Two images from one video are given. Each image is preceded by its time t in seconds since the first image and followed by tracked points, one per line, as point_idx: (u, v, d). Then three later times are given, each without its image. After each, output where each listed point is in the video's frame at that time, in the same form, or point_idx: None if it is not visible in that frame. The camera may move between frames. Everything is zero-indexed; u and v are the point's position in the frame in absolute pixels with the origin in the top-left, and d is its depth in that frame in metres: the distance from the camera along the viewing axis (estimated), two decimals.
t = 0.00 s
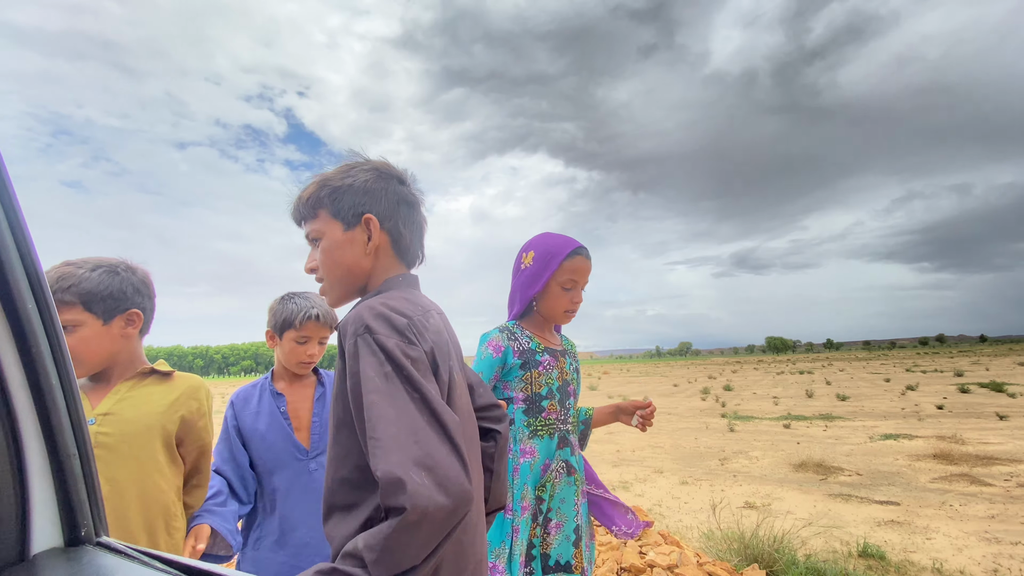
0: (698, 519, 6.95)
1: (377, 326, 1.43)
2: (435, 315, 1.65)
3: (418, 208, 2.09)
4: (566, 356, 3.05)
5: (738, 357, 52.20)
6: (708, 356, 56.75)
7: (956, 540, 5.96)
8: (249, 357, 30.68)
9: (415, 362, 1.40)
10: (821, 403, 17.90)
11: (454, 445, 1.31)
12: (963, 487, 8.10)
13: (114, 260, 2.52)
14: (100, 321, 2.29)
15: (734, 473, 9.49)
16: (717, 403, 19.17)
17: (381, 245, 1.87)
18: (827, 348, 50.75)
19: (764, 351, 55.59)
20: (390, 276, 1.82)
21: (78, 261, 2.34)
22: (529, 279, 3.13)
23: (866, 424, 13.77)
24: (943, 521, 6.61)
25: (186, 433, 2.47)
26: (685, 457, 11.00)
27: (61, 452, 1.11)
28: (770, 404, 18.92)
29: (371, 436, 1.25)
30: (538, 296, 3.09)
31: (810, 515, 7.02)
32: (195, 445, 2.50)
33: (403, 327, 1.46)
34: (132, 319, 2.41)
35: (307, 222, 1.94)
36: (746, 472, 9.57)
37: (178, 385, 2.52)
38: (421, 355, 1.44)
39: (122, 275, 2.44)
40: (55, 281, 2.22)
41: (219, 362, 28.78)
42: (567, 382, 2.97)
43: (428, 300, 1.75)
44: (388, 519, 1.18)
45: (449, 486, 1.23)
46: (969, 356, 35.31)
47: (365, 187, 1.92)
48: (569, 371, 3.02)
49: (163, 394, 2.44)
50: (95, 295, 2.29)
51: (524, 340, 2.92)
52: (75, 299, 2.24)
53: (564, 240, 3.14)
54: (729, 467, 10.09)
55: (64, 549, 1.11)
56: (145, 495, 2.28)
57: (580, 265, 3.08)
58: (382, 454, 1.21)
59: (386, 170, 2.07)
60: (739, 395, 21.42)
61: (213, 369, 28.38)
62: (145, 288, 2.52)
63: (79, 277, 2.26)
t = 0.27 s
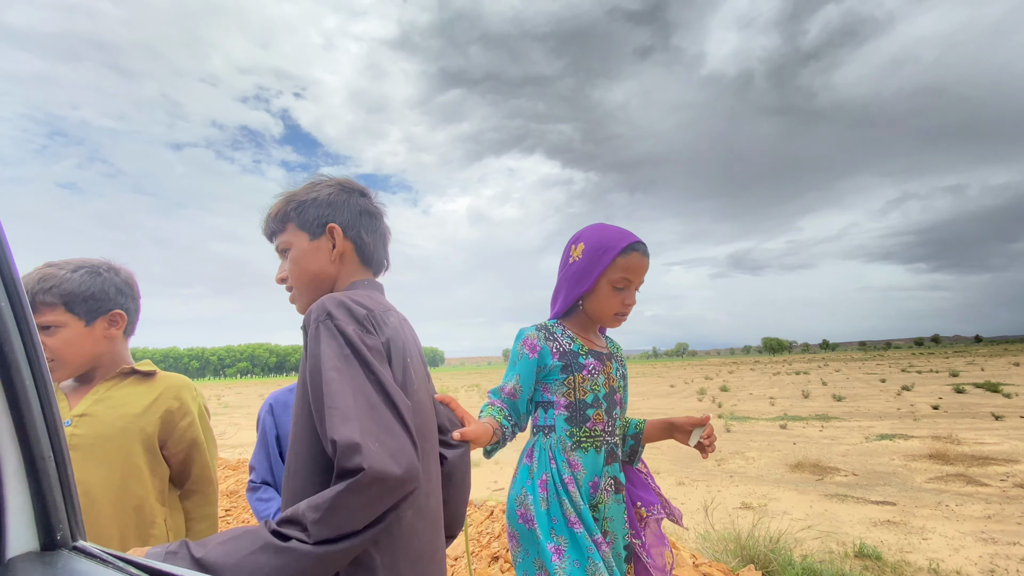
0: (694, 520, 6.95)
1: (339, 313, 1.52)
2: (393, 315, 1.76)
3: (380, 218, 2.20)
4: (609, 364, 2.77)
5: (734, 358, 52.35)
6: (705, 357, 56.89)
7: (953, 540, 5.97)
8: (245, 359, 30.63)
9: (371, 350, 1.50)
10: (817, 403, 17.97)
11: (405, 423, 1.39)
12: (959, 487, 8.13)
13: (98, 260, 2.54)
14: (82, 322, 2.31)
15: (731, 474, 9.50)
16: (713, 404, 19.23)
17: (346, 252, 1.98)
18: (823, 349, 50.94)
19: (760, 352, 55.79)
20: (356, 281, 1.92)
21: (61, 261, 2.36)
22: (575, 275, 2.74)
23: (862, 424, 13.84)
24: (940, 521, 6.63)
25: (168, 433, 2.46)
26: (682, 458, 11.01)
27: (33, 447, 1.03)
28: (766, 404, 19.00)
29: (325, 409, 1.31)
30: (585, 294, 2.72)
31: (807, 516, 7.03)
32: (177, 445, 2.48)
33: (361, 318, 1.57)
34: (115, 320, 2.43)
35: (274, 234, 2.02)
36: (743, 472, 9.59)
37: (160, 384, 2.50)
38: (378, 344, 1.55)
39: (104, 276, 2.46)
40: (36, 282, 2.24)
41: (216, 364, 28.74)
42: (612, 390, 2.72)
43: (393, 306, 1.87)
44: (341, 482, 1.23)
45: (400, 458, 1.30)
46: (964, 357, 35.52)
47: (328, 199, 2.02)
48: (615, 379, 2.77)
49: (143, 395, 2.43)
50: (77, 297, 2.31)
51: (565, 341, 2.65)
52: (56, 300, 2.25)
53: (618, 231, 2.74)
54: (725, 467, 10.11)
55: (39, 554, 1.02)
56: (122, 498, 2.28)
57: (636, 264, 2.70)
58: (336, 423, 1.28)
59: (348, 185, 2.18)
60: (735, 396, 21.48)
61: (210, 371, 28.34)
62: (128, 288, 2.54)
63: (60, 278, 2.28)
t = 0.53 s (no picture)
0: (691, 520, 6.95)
1: (300, 302, 1.63)
2: (360, 308, 1.86)
3: (361, 224, 2.22)
4: (664, 353, 2.32)
5: (731, 358, 52.48)
6: (703, 357, 57.00)
7: (950, 539, 5.99)
8: (241, 361, 30.54)
9: (328, 335, 1.59)
10: (814, 403, 18.02)
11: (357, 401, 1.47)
12: (955, 486, 8.16)
13: (85, 260, 2.55)
14: (66, 321, 2.31)
15: (727, 474, 9.51)
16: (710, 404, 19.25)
17: (325, 252, 1.99)
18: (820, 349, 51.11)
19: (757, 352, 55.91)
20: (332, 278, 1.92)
21: (45, 261, 2.37)
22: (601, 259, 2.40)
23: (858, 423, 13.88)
24: (936, 520, 6.65)
25: (153, 432, 2.44)
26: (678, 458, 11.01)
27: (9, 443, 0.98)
28: (763, 404, 19.04)
29: (276, 384, 1.39)
30: (614, 280, 2.36)
31: (804, 515, 7.03)
32: (164, 444, 2.46)
33: (321, 306, 1.66)
34: (100, 320, 2.43)
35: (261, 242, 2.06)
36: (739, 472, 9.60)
37: (144, 383, 2.48)
38: (338, 330, 1.64)
39: (90, 275, 2.46)
40: (19, 282, 2.25)
41: (211, 366, 28.64)
42: (674, 381, 2.27)
43: (370, 305, 1.96)
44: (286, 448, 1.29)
45: (347, 428, 1.37)
46: (959, 356, 35.71)
47: (309, 206, 2.06)
48: (677, 371, 2.32)
49: (126, 394, 2.41)
50: (62, 296, 2.32)
51: (606, 334, 2.27)
52: (40, 300, 2.26)
53: (640, 203, 2.37)
54: (722, 467, 10.12)
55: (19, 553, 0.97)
56: (105, 497, 2.28)
57: (669, 233, 2.27)
58: (286, 395, 1.35)
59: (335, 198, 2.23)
60: (732, 396, 21.50)
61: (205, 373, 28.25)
62: (115, 288, 2.54)
63: (44, 278, 2.29)
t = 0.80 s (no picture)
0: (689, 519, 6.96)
1: (291, 302, 1.63)
2: (347, 307, 1.87)
3: (339, 226, 2.22)
4: (734, 356, 2.00)
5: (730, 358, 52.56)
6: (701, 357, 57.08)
7: (946, 537, 6.01)
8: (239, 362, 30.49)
9: (317, 334, 1.60)
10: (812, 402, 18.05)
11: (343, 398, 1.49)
12: (952, 484, 8.18)
13: (86, 260, 2.57)
14: (71, 318, 2.32)
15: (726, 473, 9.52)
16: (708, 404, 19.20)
17: (300, 253, 1.99)
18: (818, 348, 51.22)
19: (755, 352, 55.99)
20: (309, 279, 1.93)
21: (50, 260, 2.38)
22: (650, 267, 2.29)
23: (856, 422, 13.90)
24: (933, 518, 6.67)
25: (149, 425, 2.44)
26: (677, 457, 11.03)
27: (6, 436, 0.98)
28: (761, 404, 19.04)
29: (265, 378, 1.39)
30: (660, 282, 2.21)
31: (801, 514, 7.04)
32: (160, 438, 2.45)
33: (310, 306, 1.67)
34: (102, 320, 2.44)
35: (237, 241, 2.05)
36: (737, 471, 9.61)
37: (138, 378, 2.48)
38: (327, 331, 1.66)
39: (94, 275, 2.48)
40: (25, 279, 2.25)
41: (210, 367, 28.61)
42: (746, 393, 1.93)
43: (351, 303, 1.95)
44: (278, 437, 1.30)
45: (337, 421, 1.39)
46: (956, 356, 35.80)
47: (284, 207, 2.05)
48: (753, 379, 1.96)
49: (121, 388, 2.41)
50: (68, 294, 2.33)
51: (669, 343, 2.03)
52: (46, 296, 2.27)
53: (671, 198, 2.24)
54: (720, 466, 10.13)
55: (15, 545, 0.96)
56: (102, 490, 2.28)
57: (695, 214, 2.05)
58: (276, 388, 1.35)
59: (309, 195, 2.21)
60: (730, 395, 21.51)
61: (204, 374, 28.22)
62: (116, 288, 2.56)
63: (52, 276, 2.30)
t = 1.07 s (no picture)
0: (688, 517, 6.97)
1: (272, 305, 1.62)
2: (328, 307, 1.87)
3: (318, 222, 2.23)
4: (807, 351, 1.92)
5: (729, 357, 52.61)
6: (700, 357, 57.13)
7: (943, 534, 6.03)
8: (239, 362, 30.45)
9: (301, 336, 1.60)
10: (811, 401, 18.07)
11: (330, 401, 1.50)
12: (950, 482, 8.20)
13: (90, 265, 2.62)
14: (82, 319, 2.38)
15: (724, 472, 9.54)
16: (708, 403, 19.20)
17: (280, 253, 1.99)
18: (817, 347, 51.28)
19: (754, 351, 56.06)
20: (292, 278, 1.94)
21: (60, 263, 2.43)
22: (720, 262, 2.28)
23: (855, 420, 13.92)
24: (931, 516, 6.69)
25: (149, 425, 2.44)
26: (676, 456, 11.04)
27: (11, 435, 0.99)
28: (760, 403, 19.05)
29: (253, 381, 1.38)
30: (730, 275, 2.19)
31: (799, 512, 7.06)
32: (160, 437, 2.46)
33: (292, 307, 1.67)
34: (107, 322, 2.51)
35: (214, 237, 2.04)
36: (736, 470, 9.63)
37: (137, 378, 2.49)
38: (309, 332, 1.65)
39: (101, 278, 2.55)
40: (41, 279, 2.31)
41: (209, 368, 28.57)
42: (821, 390, 1.85)
43: (333, 299, 1.97)
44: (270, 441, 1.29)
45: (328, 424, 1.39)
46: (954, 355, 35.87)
47: (261, 204, 2.04)
48: (830, 374, 1.86)
49: (120, 388, 2.41)
50: (81, 295, 2.39)
51: (739, 343, 2.05)
52: (62, 297, 2.32)
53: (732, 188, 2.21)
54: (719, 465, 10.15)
55: (19, 543, 0.98)
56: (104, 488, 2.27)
57: (741, 204, 2.03)
58: (265, 392, 1.34)
59: (283, 189, 2.19)
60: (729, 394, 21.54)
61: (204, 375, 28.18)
62: (116, 293, 2.63)
63: (67, 277, 2.37)
